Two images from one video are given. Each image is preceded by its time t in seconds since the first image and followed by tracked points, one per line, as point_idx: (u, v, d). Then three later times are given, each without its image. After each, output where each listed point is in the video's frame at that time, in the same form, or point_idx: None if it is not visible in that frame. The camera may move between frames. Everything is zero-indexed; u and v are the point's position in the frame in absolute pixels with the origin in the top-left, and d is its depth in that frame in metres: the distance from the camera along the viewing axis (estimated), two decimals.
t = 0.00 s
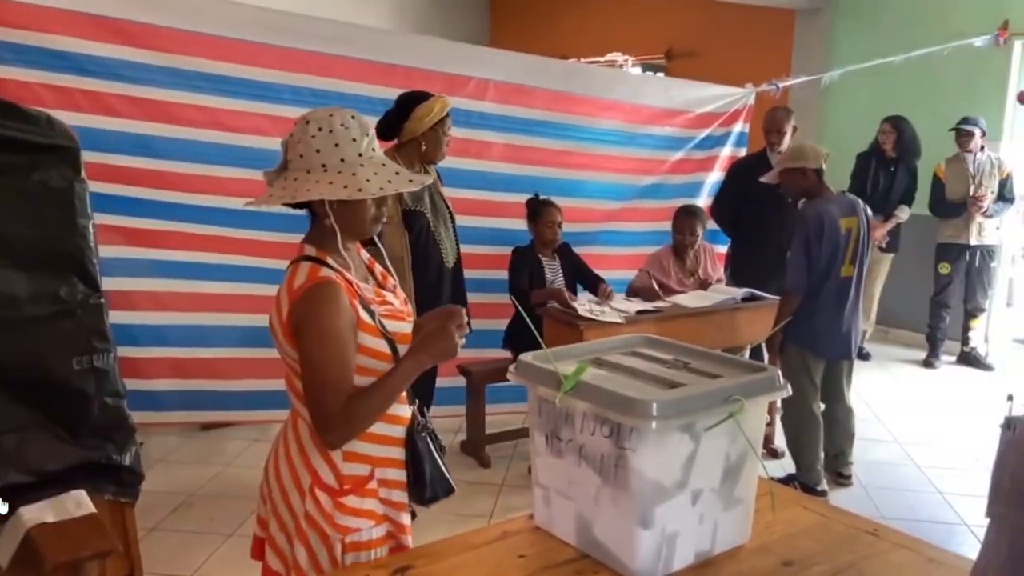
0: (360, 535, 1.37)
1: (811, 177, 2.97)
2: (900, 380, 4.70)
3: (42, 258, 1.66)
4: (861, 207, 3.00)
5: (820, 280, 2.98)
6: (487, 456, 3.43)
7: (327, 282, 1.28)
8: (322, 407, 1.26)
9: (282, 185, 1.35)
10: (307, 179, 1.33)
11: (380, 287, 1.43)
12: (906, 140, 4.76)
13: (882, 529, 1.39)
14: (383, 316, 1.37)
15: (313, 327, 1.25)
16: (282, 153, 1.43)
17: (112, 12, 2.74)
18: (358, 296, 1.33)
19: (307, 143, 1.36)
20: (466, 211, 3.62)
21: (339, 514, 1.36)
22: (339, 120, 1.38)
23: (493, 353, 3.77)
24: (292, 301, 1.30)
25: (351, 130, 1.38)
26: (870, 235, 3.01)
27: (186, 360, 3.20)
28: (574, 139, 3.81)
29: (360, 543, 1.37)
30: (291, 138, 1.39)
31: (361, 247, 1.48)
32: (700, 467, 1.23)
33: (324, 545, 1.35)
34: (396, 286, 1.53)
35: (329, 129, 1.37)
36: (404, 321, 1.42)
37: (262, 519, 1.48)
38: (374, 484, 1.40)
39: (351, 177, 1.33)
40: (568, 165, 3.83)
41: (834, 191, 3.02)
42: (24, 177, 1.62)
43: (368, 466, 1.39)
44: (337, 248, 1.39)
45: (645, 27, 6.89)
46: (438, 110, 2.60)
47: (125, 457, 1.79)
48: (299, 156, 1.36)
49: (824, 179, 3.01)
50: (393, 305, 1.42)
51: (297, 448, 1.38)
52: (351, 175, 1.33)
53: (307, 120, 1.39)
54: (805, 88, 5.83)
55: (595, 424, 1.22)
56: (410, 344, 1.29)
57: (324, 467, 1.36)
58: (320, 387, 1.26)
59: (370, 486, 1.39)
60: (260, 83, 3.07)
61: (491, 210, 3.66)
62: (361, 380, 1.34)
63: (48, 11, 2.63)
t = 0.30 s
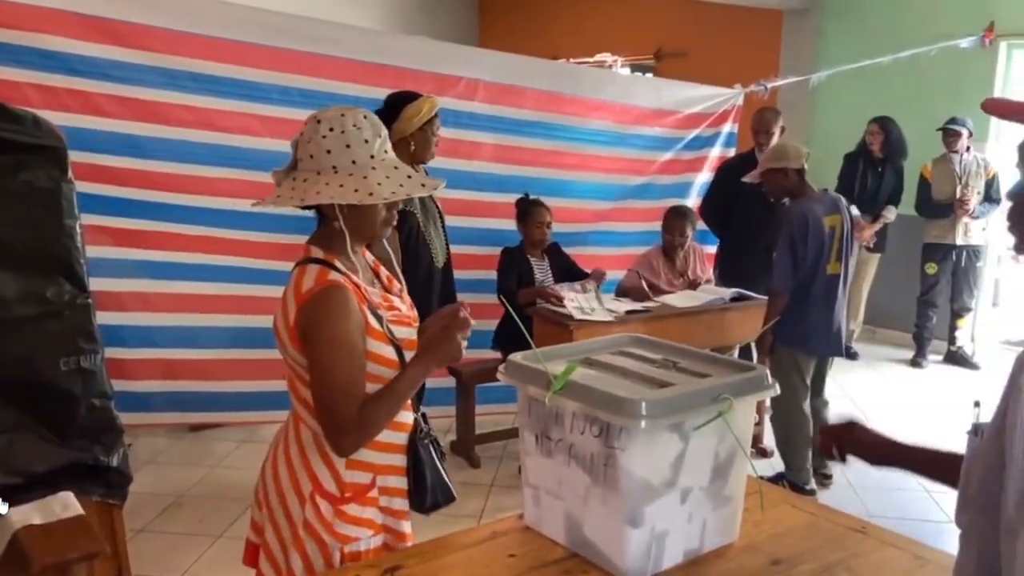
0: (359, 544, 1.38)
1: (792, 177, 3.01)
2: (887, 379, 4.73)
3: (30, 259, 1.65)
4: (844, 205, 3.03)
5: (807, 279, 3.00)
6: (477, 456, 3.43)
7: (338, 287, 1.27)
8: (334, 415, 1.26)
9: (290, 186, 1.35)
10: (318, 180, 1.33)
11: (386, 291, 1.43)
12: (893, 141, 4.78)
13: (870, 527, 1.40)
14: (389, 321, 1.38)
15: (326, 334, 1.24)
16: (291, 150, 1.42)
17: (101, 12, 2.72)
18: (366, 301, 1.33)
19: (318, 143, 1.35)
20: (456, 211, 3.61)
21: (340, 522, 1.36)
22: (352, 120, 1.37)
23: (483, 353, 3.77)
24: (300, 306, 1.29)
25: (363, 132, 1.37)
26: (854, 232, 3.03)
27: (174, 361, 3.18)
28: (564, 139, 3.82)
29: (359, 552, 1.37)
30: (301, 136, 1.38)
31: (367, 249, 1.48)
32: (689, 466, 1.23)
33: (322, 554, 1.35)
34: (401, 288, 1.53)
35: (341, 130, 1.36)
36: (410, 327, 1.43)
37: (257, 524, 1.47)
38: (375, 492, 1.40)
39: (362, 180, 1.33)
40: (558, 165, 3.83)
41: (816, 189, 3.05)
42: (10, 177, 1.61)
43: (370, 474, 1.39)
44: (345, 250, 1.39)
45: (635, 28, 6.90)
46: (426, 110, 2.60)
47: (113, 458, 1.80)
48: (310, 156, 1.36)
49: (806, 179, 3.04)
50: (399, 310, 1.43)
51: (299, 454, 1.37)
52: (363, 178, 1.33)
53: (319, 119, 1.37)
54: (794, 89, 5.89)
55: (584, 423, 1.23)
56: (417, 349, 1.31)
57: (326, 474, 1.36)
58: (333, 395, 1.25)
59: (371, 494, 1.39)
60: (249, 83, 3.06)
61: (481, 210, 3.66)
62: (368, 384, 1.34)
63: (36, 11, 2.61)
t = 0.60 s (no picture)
0: (354, 547, 1.38)
1: (784, 177, 3.02)
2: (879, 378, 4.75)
3: (20, 260, 1.64)
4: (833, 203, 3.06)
5: (800, 278, 3.01)
6: (470, 456, 3.43)
7: (338, 291, 1.27)
8: (336, 421, 1.27)
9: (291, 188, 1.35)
10: (319, 183, 1.33)
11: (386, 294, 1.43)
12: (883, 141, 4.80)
13: (862, 524, 1.41)
14: (389, 325, 1.38)
15: (326, 339, 1.24)
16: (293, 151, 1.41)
17: (92, 11, 2.71)
18: (365, 305, 1.33)
19: (320, 145, 1.35)
20: (449, 211, 3.61)
21: (336, 526, 1.36)
22: (356, 122, 1.37)
23: (476, 353, 3.77)
24: (299, 310, 1.29)
25: (367, 134, 1.36)
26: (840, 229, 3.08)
27: (166, 362, 3.17)
28: (556, 138, 3.82)
29: (354, 555, 1.38)
30: (304, 137, 1.37)
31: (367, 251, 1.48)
32: (682, 463, 1.24)
33: (318, 558, 1.35)
34: (400, 290, 1.54)
35: (344, 132, 1.35)
36: (410, 331, 1.43)
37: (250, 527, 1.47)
38: (371, 495, 1.40)
39: (364, 185, 1.33)
40: (551, 165, 3.83)
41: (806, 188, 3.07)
42: None
43: (366, 477, 1.39)
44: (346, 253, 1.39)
45: (627, 27, 6.91)
46: (418, 109, 2.60)
47: (105, 459, 1.80)
48: (311, 158, 1.36)
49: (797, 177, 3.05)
50: (400, 314, 1.43)
51: (295, 457, 1.37)
52: (365, 182, 1.33)
53: (321, 120, 1.36)
54: (786, 89, 5.93)
55: (578, 422, 1.23)
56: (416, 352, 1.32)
57: (323, 478, 1.36)
58: (335, 401, 1.26)
59: (367, 497, 1.40)
60: (241, 83, 3.06)
61: (474, 210, 3.67)
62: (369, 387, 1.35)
63: (26, 10, 2.60)
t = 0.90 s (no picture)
0: (348, 549, 1.38)
1: (770, 171, 3.12)
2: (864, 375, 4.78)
3: (6, 262, 1.66)
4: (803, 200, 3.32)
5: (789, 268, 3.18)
6: (459, 454, 3.44)
7: (328, 293, 1.27)
8: (329, 425, 1.27)
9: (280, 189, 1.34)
10: (310, 184, 1.33)
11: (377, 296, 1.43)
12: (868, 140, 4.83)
13: (848, 520, 1.42)
14: (380, 326, 1.38)
15: (318, 341, 1.24)
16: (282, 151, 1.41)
17: (78, 10, 2.70)
18: (356, 307, 1.33)
19: (311, 147, 1.35)
20: (437, 210, 3.61)
21: (329, 529, 1.36)
22: (347, 123, 1.37)
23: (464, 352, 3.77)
24: (289, 313, 1.29)
25: (358, 136, 1.36)
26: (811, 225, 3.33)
27: (153, 362, 3.16)
28: (544, 138, 3.83)
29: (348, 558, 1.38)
30: (294, 138, 1.37)
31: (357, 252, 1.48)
32: (670, 462, 1.24)
33: (312, 560, 1.35)
34: (391, 291, 1.54)
35: (334, 133, 1.35)
36: (401, 332, 1.43)
37: (244, 531, 1.47)
38: (364, 498, 1.40)
39: (355, 187, 1.33)
40: (539, 164, 3.84)
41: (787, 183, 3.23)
42: None
43: (359, 479, 1.39)
44: (335, 255, 1.39)
45: (615, 27, 6.93)
46: (404, 109, 2.59)
47: (92, 460, 1.82)
48: (302, 159, 1.36)
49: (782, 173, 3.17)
50: (391, 314, 1.43)
51: (287, 460, 1.37)
52: (357, 185, 1.33)
53: (312, 121, 1.37)
54: (772, 88, 5.96)
55: (566, 421, 1.24)
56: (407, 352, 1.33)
57: (316, 481, 1.36)
58: (327, 404, 1.26)
59: (360, 500, 1.40)
60: (228, 82, 3.05)
61: (463, 209, 3.66)
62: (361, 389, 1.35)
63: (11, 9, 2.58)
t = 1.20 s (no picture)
0: (342, 551, 1.38)
1: (755, 170, 3.22)
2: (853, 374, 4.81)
3: None
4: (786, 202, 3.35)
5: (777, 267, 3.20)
6: (450, 455, 3.44)
7: (314, 294, 1.27)
8: (322, 427, 1.26)
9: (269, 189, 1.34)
10: (302, 184, 1.33)
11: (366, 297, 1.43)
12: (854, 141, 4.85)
13: (835, 518, 1.44)
14: (370, 327, 1.38)
15: (306, 342, 1.25)
16: (271, 151, 1.41)
17: (64, 11, 2.69)
18: (345, 308, 1.33)
19: (302, 147, 1.35)
20: (427, 211, 3.61)
21: (323, 531, 1.36)
22: (338, 124, 1.37)
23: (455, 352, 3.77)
24: (278, 315, 1.29)
25: (349, 137, 1.37)
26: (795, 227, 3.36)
27: (142, 364, 3.15)
28: (534, 138, 3.83)
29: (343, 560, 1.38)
30: (285, 138, 1.37)
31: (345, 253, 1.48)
32: (659, 461, 1.25)
33: (306, 563, 1.36)
34: (380, 292, 1.54)
35: (326, 133, 1.36)
36: (391, 332, 1.43)
37: (237, 535, 1.47)
38: (357, 500, 1.41)
39: (348, 186, 1.33)
40: (529, 164, 3.84)
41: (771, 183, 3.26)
42: None
43: (352, 481, 1.39)
44: (325, 255, 1.38)
45: (604, 27, 6.94)
46: (392, 110, 2.60)
47: (82, 462, 1.81)
48: (293, 159, 1.35)
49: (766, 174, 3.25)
50: (380, 315, 1.43)
51: (282, 465, 1.37)
52: (349, 184, 1.33)
53: (303, 121, 1.37)
54: (761, 88, 5.98)
55: (556, 421, 1.24)
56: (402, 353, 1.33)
57: (309, 484, 1.36)
58: (319, 405, 1.25)
59: (353, 502, 1.40)
60: (217, 83, 3.04)
61: (453, 210, 3.67)
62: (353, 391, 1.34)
63: None
